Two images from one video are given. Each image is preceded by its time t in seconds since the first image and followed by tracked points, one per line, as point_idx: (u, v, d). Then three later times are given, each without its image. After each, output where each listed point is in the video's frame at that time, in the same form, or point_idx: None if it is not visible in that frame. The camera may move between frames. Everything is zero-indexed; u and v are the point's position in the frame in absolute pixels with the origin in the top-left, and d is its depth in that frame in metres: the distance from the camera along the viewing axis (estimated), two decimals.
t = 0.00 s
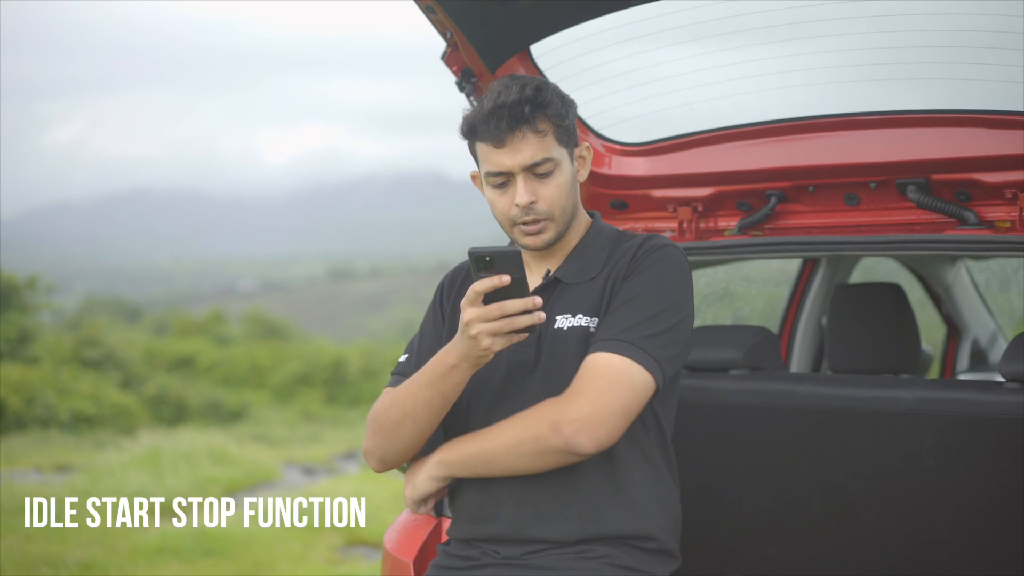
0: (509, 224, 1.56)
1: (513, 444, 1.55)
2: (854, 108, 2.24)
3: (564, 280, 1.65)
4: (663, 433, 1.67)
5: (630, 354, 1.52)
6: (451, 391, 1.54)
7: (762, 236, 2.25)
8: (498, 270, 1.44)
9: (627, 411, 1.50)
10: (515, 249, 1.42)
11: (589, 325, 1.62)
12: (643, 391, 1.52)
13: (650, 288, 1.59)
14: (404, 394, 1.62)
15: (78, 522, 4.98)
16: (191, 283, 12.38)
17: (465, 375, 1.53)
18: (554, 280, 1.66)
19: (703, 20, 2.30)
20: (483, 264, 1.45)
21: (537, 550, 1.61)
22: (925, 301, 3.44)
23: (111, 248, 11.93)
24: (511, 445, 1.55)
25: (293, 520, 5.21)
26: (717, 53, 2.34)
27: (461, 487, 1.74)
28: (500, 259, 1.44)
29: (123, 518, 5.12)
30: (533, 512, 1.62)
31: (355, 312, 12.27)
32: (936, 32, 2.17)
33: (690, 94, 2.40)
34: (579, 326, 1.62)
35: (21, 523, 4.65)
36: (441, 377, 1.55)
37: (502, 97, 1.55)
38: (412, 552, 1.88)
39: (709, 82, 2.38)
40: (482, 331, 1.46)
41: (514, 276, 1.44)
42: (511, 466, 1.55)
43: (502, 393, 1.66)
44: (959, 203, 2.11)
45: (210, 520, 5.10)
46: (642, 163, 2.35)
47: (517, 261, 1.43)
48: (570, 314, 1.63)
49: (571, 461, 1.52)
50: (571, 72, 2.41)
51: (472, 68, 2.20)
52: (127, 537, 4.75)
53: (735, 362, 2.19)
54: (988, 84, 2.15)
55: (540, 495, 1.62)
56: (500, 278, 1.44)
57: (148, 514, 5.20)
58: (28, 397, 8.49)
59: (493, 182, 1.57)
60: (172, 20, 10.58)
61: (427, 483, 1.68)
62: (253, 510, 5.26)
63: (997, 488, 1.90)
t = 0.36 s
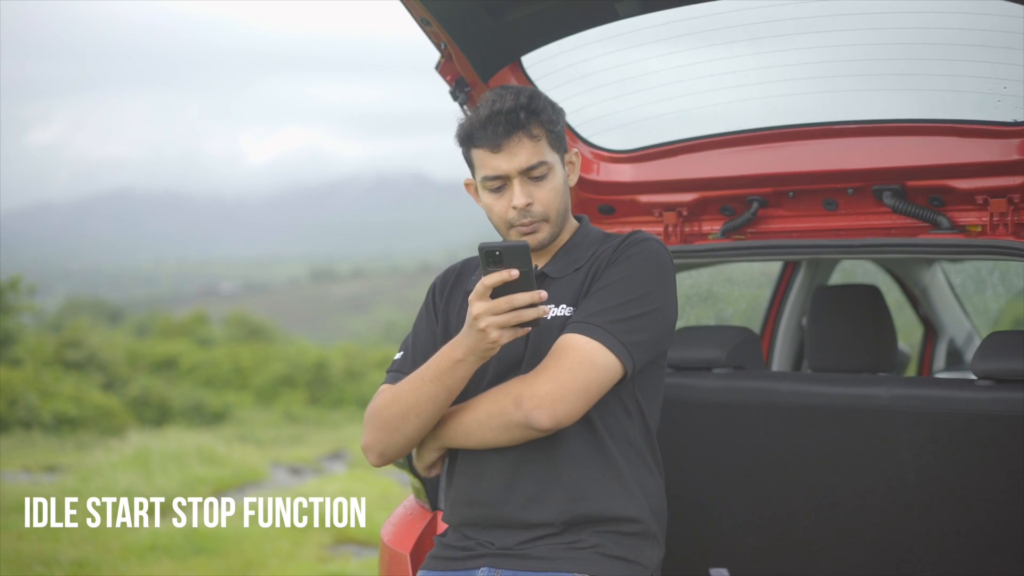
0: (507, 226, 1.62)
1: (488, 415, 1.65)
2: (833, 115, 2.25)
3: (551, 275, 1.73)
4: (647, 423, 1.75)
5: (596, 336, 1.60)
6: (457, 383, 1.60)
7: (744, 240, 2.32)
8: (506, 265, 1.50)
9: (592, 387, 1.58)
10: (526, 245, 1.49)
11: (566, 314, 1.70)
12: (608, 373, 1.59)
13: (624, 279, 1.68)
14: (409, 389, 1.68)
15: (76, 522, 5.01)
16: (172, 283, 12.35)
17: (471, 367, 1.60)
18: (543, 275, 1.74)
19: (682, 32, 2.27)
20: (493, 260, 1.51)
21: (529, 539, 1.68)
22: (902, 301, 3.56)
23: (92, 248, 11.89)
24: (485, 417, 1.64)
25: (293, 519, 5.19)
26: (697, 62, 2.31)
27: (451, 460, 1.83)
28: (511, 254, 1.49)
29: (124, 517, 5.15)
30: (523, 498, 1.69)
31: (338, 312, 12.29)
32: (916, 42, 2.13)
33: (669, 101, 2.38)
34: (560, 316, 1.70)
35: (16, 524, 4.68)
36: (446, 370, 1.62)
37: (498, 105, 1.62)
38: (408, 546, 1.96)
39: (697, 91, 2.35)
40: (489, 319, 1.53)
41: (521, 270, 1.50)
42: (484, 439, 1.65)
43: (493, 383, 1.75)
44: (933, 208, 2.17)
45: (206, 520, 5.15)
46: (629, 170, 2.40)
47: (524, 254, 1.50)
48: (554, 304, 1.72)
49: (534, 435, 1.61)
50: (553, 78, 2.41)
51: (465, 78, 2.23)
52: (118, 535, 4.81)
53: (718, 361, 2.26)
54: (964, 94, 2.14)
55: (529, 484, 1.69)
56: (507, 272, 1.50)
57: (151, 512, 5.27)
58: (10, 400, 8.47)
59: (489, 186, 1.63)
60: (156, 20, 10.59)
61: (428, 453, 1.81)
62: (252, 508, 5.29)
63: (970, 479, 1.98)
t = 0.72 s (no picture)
0: (495, 243, 1.70)
1: (493, 428, 1.77)
2: (817, 121, 2.28)
3: (539, 279, 1.84)
4: (636, 419, 1.83)
5: (592, 345, 1.71)
6: (467, 407, 1.73)
7: (728, 241, 2.39)
8: (498, 301, 1.60)
9: (590, 396, 1.68)
10: (517, 281, 1.58)
11: (558, 318, 1.80)
12: (606, 379, 1.71)
13: (613, 284, 1.78)
14: (420, 412, 1.81)
15: (76, 522, 5.01)
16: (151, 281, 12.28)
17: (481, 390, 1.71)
18: (531, 280, 1.85)
19: (670, 42, 2.28)
20: (484, 299, 1.60)
21: (522, 529, 1.75)
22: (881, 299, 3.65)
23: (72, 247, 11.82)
24: (490, 431, 1.77)
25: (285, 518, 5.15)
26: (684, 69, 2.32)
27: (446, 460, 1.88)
28: (502, 292, 1.59)
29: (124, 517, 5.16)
30: (517, 493, 1.76)
31: (319, 310, 12.34)
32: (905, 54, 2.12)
33: (656, 105, 2.40)
34: (552, 320, 1.81)
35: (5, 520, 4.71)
36: (461, 393, 1.74)
37: (475, 128, 1.68)
38: (405, 536, 2.04)
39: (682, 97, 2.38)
40: (489, 349, 1.63)
41: (514, 303, 1.60)
42: (492, 448, 1.78)
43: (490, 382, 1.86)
44: (910, 209, 2.23)
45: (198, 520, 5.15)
46: (617, 172, 2.47)
47: (516, 289, 1.59)
48: (545, 309, 1.82)
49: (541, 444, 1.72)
50: (541, 81, 2.43)
51: (460, 84, 2.32)
52: (105, 533, 4.84)
53: (703, 357, 2.34)
54: (943, 102, 2.16)
55: (525, 480, 1.76)
56: (502, 307, 1.60)
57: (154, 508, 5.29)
58: None
59: (474, 207, 1.70)
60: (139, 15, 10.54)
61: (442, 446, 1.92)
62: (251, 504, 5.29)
63: (946, 473, 2.05)
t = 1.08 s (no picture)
0: (482, 260, 1.80)
1: (483, 430, 1.85)
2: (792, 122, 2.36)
3: (524, 282, 1.92)
4: (620, 413, 1.92)
5: (576, 347, 1.80)
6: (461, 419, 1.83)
7: (706, 237, 2.47)
8: (497, 333, 1.70)
9: (579, 396, 1.77)
10: (514, 317, 1.67)
11: (544, 322, 1.90)
12: (591, 378, 1.79)
13: (595, 287, 1.87)
14: (414, 417, 1.91)
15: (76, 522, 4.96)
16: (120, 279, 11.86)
17: (478, 413, 1.84)
18: (516, 283, 1.93)
19: (645, 44, 2.35)
20: (483, 333, 1.70)
21: (511, 517, 1.85)
22: (851, 294, 3.74)
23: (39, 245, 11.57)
24: (480, 433, 1.85)
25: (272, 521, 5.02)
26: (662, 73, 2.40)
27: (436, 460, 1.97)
28: (501, 326, 1.68)
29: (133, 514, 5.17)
30: (507, 486, 1.85)
31: (285, 309, 12.01)
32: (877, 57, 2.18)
33: (636, 108, 2.48)
34: (538, 324, 1.90)
35: None
36: (453, 414, 1.84)
37: (458, 159, 1.73)
38: (395, 523, 2.12)
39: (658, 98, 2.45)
40: (488, 377, 1.75)
41: (512, 334, 1.70)
42: (482, 450, 1.87)
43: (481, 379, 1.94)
44: (881, 207, 2.31)
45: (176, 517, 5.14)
46: (599, 172, 2.54)
47: (517, 326, 1.70)
48: (530, 312, 1.91)
49: (529, 444, 1.80)
50: (528, 84, 2.52)
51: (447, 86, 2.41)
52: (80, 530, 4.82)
53: (682, 350, 2.42)
54: (911, 103, 2.21)
55: (515, 474, 1.85)
56: (500, 339, 1.70)
57: (154, 508, 5.26)
58: None
59: (460, 228, 1.79)
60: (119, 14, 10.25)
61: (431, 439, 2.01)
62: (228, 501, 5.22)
63: (916, 461, 2.13)
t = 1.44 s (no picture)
0: (469, 261, 1.88)
1: (473, 427, 1.91)
2: (768, 121, 2.44)
3: (509, 280, 1.98)
4: (603, 404, 1.98)
5: (561, 346, 1.86)
6: (451, 419, 1.90)
7: (686, 231, 2.54)
8: (492, 343, 1.78)
9: (567, 394, 1.84)
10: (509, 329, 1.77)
11: (528, 319, 1.96)
12: (576, 376, 1.85)
13: (578, 287, 1.93)
14: (403, 414, 1.96)
15: (77, 522, 4.84)
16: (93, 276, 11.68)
17: (468, 415, 1.90)
18: (501, 281, 1.99)
19: (625, 44, 2.42)
20: (478, 344, 1.79)
21: (500, 503, 1.91)
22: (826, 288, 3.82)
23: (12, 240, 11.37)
24: (468, 430, 1.91)
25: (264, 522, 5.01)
26: (642, 73, 2.47)
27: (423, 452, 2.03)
28: (497, 337, 1.78)
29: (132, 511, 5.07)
30: (497, 476, 1.91)
31: (258, 306, 12.01)
32: (849, 57, 2.26)
33: (616, 107, 2.56)
34: (523, 321, 1.96)
35: None
36: (441, 414, 1.91)
37: (458, 165, 1.79)
38: (386, 508, 2.18)
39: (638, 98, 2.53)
40: (480, 385, 1.82)
41: (506, 345, 1.79)
42: (471, 445, 1.93)
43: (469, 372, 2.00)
44: (855, 202, 2.38)
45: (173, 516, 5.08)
46: (582, 168, 2.62)
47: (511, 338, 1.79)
48: (516, 310, 1.97)
49: (519, 440, 1.87)
50: (514, 84, 2.61)
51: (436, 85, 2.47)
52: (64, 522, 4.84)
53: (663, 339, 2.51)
54: (883, 102, 2.30)
55: (503, 465, 1.91)
56: (494, 350, 1.79)
57: (154, 507, 5.16)
58: None
59: (451, 229, 1.85)
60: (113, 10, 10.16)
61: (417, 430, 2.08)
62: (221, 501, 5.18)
63: (886, 447, 2.21)
